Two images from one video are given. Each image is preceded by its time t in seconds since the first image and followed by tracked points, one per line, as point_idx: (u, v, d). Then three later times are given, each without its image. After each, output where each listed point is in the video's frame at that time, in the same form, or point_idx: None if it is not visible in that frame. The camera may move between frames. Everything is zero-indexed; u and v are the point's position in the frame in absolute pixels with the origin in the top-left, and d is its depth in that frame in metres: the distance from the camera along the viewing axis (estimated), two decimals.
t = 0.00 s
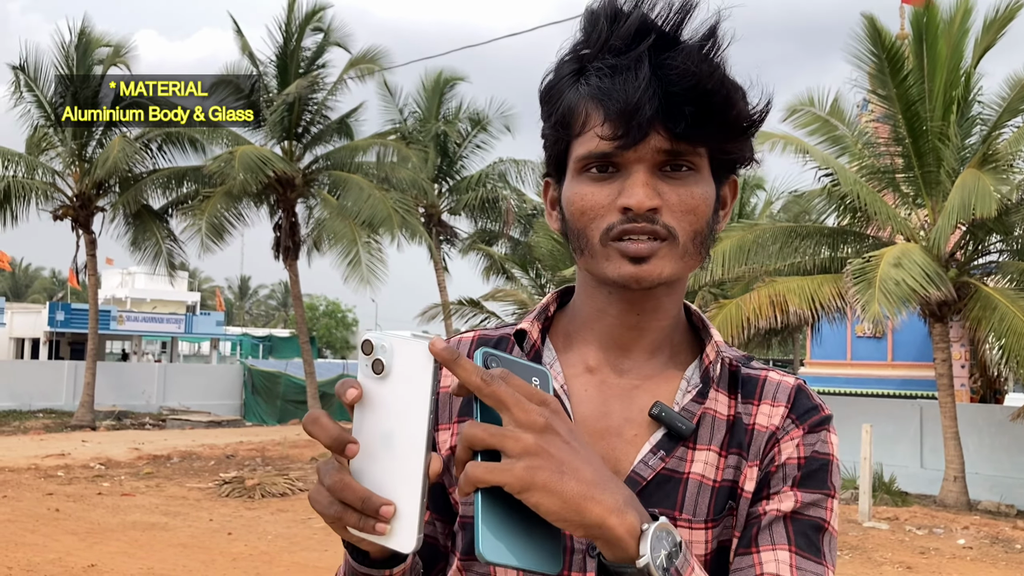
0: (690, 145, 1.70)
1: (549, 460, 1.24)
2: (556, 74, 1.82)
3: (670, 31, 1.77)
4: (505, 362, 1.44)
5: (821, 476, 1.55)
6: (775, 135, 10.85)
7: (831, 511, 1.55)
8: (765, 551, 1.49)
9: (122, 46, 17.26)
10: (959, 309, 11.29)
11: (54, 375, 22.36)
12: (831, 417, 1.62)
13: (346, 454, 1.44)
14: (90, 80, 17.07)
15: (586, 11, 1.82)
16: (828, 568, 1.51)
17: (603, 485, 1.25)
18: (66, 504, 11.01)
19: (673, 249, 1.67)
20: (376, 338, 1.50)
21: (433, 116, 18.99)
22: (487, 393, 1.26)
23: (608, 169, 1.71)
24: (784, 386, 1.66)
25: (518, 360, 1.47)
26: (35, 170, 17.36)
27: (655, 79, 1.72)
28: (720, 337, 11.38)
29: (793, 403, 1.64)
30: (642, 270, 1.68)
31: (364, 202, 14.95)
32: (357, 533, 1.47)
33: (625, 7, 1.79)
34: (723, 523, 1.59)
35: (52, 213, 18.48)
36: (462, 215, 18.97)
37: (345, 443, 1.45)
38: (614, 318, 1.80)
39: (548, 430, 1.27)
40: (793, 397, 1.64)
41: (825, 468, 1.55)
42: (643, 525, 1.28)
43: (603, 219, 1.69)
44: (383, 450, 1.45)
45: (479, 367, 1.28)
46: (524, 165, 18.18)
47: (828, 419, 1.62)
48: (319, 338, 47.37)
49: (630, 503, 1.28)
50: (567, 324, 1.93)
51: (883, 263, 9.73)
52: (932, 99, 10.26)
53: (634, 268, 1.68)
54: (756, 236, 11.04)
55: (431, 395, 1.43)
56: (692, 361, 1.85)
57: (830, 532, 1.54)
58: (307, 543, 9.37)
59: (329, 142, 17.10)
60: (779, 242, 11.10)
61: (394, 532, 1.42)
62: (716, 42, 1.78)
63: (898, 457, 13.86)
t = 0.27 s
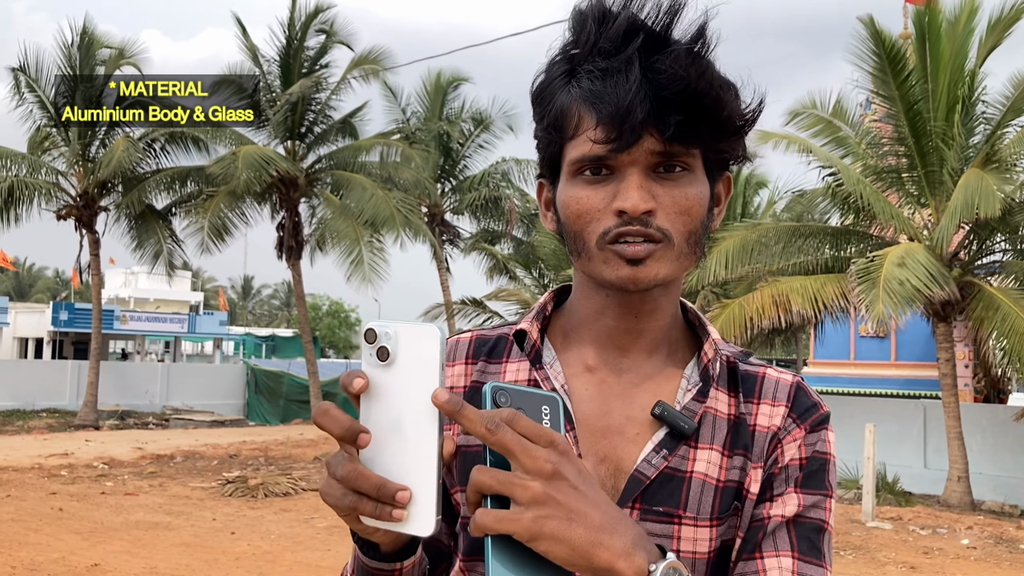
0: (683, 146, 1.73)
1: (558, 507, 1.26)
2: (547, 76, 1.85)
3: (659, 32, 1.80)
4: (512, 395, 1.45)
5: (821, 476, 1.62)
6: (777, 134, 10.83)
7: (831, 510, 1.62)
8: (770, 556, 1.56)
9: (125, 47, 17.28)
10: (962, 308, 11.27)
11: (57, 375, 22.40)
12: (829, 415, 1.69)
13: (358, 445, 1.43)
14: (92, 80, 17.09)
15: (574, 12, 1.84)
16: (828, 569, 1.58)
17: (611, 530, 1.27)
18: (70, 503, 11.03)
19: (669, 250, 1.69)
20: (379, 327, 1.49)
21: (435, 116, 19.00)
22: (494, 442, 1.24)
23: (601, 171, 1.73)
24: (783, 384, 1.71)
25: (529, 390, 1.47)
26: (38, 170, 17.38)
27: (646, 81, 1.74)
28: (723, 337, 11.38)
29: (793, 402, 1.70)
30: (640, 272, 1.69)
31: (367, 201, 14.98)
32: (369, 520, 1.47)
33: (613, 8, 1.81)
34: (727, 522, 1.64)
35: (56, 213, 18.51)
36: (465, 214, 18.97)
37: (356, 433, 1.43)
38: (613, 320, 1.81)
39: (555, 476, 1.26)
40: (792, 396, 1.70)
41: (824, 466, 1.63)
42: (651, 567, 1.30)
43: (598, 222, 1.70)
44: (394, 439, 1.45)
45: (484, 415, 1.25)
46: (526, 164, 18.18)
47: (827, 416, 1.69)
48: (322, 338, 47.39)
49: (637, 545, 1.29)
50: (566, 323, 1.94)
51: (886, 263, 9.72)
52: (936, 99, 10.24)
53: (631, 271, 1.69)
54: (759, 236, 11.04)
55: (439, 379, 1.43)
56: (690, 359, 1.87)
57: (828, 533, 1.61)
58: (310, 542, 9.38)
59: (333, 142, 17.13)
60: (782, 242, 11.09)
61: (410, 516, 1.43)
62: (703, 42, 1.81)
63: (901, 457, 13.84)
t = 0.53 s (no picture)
0: (663, 149, 1.74)
1: (567, 552, 1.30)
2: (525, 79, 1.85)
3: (633, 34, 1.79)
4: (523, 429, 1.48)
5: (816, 473, 1.69)
6: (779, 135, 10.82)
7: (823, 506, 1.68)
8: (769, 559, 1.62)
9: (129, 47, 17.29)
10: (965, 308, 11.25)
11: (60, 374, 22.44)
12: (820, 411, 1.74)
13: (365, 416, 1.47)
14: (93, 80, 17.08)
15: (547, 13, 1.83)
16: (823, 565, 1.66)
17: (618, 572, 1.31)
18: (73, 502, 11.05)
19: (652, 253, 1.71)
20: (370, 303, 1.60)
21: (438, 116, 19.02)
22: (505, 488, 1.27)
23: (583, 176, 1.74)
24: (775, 378, 1.75)
25: (539, 423, 1.50)
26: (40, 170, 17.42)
27: (622, 87, 1.74)
28: (726, 336, 11.38)
29: (785, 397, 1.73)
30: (624, 276, 1.71)
31: (369, 201, 15.01)
32: (379, 497, 1.50)
33: (586, 11, 1.80)
34: (725, 518, 1.64)
35: (59, 213, 18.54)
36: (467, 214, 18.98)
37: (360, 407, 1.48)
38: (601, 320, 1.81)
39: (565, 521, 1.30)
40: (785, 391, 1.74)
41: (816, 462, 1.69)
42: None
43: (581, 228, 1.72)
44: (398, 409, 1.51)
45: (495, 460, 1.28)
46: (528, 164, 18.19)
47: (818, 413, 1.74)
48: (325, 337, 47.41)
49: None
50: (555, 322, 1.93)
51: (889, 262, 9.71)
52: (939, 99, 10.23)
53: (615, 275, 1.71)
54: (762, 235, 11.04)
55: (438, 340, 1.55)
56: (680, 354, 1.89)
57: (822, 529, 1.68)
58: (312, 541, 9.39)
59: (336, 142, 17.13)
60: (784, 242, 11.06)
61: (422, 483, 1.45)
62: (677, 43, 1.81)
63: (904, 457, 13.82)
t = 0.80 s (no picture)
0: (647, 153, 1.73)
1: None
2: (510, 84, 1.85)
3: (614, 39, 1.79)
4: (529, 471, 1.51)
5: (809, 471, 1.71)
6: (781, 137, 10.81)
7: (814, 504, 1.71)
8: (769, 562, 1.64)
9: (131, 47, 17.30)
10: (967, 308, 11.23)
11: (63, 374, 22.46)
12: (811, 409, 1.75)
13: (370, 396, 1.45)
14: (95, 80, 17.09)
15: (531, 18, 1.83)
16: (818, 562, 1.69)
17: None
18: (75, 502, 11.06)
19: (639, 256, 1.70)
20: (360, 286, 1.61)
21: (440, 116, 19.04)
22: (515, 535, 1.29)
23: (568, 182, 1.74)
24: (766, 375, 1.75)
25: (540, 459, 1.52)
26: (43, 170, 17.44)
27: (604, 93, 1.74)
28: (728, 337, 11.39)
29: (777, 396, 1.74)
30: (611, 280, 1.70)
31: (371, 201, 15.03)
32: (392, 477, 1.48)
33: (569, 17, 1.80)
34: (723, 516, 1.65)
35: (62, 213, 18.56)
36: (469, 214, 18.98)
37: (364, 388, 1.46)
38: (591, 319, 1.80)
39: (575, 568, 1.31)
40: (777, 388, 1.75)
41: (810, 460, 1.70)
42: None
43: (567, 232, 1.71)
44: (403, 387, 1.53)
45: (507, 510, 1.29)
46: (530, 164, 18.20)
47: (810, 411, 1.74)
48: (327, 337, 47.43)
49: None
50: (548, 322, 1.92)
51: (890, 261, 9.70)
52: (941, 99, 10.22)
53: (602, 279, 1.71)
54: (764, 235, 11.03)
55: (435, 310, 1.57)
56: (671, 352, 1.88)
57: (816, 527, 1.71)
58: (314, 541, 9.40)
59: (338, 142, 17.13)
60: (787, 241, 11.04)
61: (437, 453, 1.45)
62: (657, 47, 1.81)
63: (907, 456, 13.81)
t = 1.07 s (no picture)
0: (643, 145, 1.74)
1: None
2: (510, 81, 1.85)
3: (612, 34, 1.80)
4: (529, 504, 1.44)
5: (807, 467, 1.72)
6: (783, 138, 10.81)
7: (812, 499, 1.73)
8: (772, 560, 1.67)
9: (133, 47, 17.31)
10: (970, 307, 11.21)
11: (65, 374, 22.49)
12: (809, 405, 1.76)
13: (380, 402, 1.41)
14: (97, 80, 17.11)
15: (533, 15, 1.83)
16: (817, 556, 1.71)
17: None
18: (78, 501, 11.08)
19: (636, 246, 1.69)
20: (337, 294, 1.54)
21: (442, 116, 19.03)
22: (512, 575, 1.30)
23: (566, 173, 1.73)
24: (764, 371, 1.76)
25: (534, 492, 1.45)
26: (46, 170, 17.46)
27: (601, 86, 1.74)
28: (730, 336, 11.38)
29: (775, 391, 1.75)
30: (607, 270, 1.69)
31: (373, 201, 15.02)
32: (412, 479, 1.48)
33: (569, 12, 1.81)
34: (725, 511, 1.65)
35: (64, 213, 18.58)
36: (471, 214, 18.98)
37: (372, 394, 1.41)
38: (590, 313, 1.79)
39: None
40: (774, 384, 1.76)
41: (808, 457, 1.72)
42: None
43: (565, 223, 1.70)
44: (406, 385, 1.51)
45: (505, 553, 1.30)
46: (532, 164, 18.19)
47: (808, 407, 1.75)
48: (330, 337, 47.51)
49: None
50: (546, 320, 1.91)
51: (893, 259, 9.70)
52: (944, 98, 10.20)
53: (599, 269, 1.69)
54: (766, 234, 11.02)
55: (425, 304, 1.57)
56: (669, 349, 1.88)
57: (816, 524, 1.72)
58: (317, 540, 9.41)
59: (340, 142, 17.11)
60: (789, 241, 11.04)
61: (457, 442, 1.46)
62: (654, 42, 1.81)
63: (910, 456, 13.79)
